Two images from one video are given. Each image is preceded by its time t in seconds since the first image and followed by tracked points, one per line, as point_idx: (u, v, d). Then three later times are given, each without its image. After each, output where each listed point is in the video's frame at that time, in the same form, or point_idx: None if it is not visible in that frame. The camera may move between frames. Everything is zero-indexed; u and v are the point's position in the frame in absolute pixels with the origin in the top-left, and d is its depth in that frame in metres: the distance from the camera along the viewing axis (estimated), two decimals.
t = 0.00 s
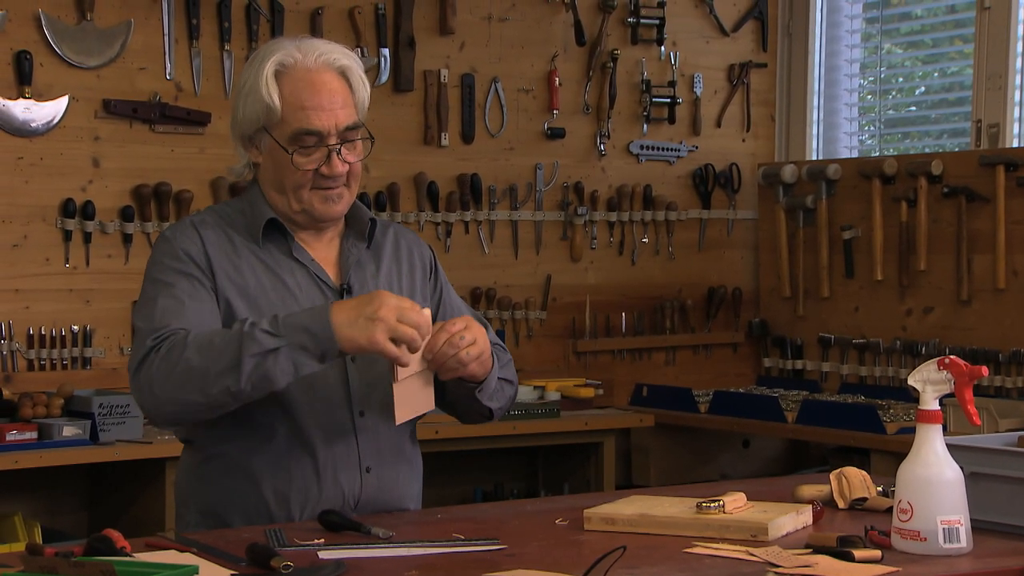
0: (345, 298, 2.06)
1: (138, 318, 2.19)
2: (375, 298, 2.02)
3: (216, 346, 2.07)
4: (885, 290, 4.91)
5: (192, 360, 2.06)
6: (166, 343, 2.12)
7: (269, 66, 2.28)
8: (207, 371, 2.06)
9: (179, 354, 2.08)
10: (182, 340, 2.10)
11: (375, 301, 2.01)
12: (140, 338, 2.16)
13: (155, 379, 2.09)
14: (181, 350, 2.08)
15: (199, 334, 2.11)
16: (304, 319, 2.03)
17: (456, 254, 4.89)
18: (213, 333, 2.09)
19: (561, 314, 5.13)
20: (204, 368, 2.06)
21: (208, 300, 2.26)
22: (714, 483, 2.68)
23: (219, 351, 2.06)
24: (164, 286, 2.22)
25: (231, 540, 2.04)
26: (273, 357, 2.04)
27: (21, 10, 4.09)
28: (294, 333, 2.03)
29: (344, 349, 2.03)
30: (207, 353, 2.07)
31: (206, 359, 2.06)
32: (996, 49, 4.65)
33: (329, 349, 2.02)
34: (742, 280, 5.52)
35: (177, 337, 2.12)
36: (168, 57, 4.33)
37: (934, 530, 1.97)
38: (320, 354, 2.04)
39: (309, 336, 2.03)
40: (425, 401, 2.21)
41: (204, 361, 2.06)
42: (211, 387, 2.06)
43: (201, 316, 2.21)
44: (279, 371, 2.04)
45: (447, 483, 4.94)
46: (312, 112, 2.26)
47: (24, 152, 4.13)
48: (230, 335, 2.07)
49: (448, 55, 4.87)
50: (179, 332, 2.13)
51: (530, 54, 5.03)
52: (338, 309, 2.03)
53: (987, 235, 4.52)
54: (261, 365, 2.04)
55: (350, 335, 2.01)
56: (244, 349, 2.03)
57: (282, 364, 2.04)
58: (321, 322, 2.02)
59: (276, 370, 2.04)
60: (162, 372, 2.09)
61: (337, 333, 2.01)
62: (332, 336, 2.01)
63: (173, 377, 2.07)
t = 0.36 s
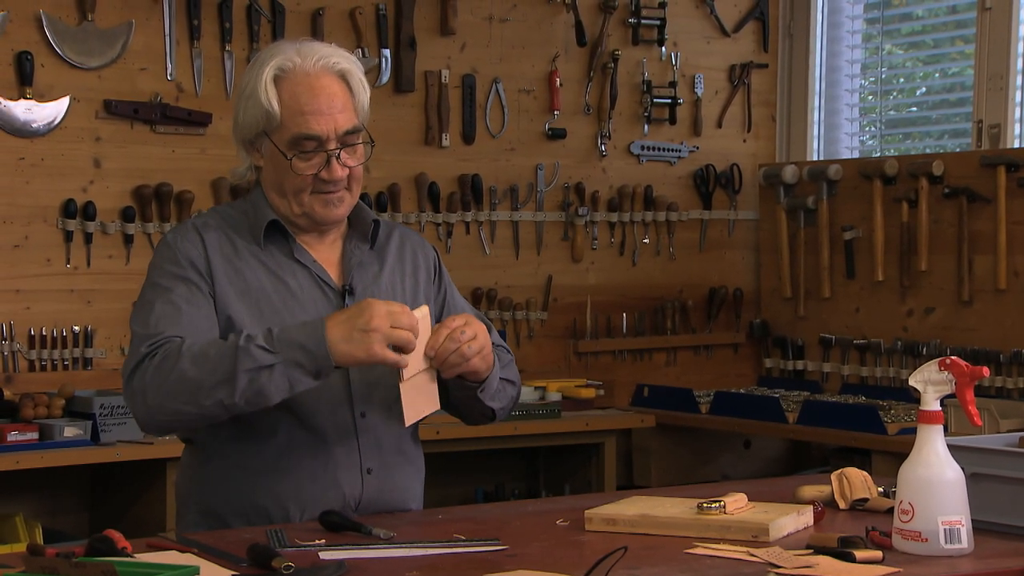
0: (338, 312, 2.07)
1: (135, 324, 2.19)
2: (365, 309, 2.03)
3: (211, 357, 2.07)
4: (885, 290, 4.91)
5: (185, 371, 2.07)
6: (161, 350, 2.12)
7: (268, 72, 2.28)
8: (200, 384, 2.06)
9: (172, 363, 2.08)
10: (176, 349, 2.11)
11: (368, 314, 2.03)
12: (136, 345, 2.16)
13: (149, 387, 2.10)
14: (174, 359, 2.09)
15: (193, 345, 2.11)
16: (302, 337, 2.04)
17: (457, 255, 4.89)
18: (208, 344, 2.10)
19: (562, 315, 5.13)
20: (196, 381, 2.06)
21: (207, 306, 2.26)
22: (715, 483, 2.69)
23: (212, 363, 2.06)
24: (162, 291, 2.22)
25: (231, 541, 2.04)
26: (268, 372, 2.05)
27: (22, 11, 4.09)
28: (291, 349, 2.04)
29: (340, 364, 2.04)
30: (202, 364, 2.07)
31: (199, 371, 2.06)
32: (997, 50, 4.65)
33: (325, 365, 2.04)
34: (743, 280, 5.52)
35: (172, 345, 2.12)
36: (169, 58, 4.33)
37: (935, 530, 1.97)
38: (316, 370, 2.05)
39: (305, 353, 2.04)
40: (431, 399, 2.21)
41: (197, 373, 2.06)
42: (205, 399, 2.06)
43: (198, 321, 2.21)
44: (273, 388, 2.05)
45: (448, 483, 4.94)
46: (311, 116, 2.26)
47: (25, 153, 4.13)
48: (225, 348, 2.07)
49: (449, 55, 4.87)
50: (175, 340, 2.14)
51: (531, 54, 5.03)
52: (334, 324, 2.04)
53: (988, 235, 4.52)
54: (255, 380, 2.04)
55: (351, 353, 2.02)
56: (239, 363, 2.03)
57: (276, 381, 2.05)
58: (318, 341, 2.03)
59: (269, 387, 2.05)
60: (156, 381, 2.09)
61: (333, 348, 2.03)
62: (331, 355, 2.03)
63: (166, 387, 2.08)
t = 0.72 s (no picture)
0: (327, 330, 2.09)
1: (136, 345, 2.21)
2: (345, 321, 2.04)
3: (210, 388, 2.10)
4: (887, 290, 4.91)
5: (186, 403, 2.10)
6: (162, 379, 2.15)
7: (276, 72, 2.27)
8: (201, 415, 2.09)
9: (173, 394, 2.11)
10: (176, 377, 2.13)
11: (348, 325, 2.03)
12: (136, 372, 2.18)
13: (152, 417, 2.13)
14: (175, 389, 2.11)
15: (193, 372, 2.13)
16: (298, 364, 2.07)
17: (458, 255, 4.89)
18: (208, 373, 2.12)
19: (562, 315, 5.13)
20: (197, 412, 2.09)
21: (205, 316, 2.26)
22: (716, 483, 2.69)
23: (213, 394, 2.09)
24: (160, 307, 2.23)
25: (232, 541, 2.04)
26: (265, 402, 2.08)
27: (23, 11, 4.10)
28: (286, 377, 2.07)
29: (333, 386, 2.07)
30: (201, 395, 2.10)
31: (199, 402, 2.09)
32: (999, 49, 4.65)
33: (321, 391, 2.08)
34: (744, 280, 5.53)
35: (173, 373, 2.15)
36: (171, 58, 4.33)
37: (937, 530, 1.97)
38: (313, 397, 2.09)
39: (300, 380, 2.07)
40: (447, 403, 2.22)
41: (198, 404, 2.09)
42: (207, 428, 2.10)
43: (197, 336, 2.22)
44: (273, 417, 2.09)
45: (448, 483, 4.94)
46: (318, 120, 2.26)
47: (26, 153, 4.13)
48: (224, 377, 2.10)
49: (450, 56, 4.87)
50: (176, 366, 2.16)
51: (533, 54, 5.03)
52: (325, 344, 2.06)
53: (990, 235, 4.52)
54: (254, 411, 2.08)
55: (337, 364, 2.04)
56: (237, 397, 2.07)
57: (275, 410, 2.09)
58: (313, 367, 2.06)
59: (268, 416, 2.09)
60: (157, 411, 2.12)
61: (327, 372, 2.06)
62: (322, 379, 2.06)
63: (169, 418, 2.11)
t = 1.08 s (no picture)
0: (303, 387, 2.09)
1: (131, 363, 2.23)
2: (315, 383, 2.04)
3: (195, 434, 2.13)
4: (889, 290, 4.91)
5: (173, 446, 2.14)
6: (152, 412, 2.18)
7: (296, 77, 2.26)
8: (188, 458, 2.14)
9: (162, 434, 2.14)
10: (165, 412, 2.16)
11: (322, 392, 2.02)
12: (129, 397, 2.21)
13: (143, 449, 2.17)
14: (162, 431, 2.14)
15: (180, 410, 2.16)
16: (278, 428, 2.09)
17: (459, 254, 4.89)
18: (195, 414, 2.15)
19: (564, 315, 5.13)
20: (184, 456, 2.14)
21: (202, 327, 2.27)
22: (717, 483, 2.69)
23: (198, 441, 2.13)
24: (156, 321, 2.24)
25: (233, 541, 2.04)
26: (250, 457, 2.14)
27: (25, 10, 4.10)
28: (268, 437, 2.10)
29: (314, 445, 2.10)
30: (186, 438, 2.13)
31: (186, 446, 2.13)
32: (1001, 49, 4.65)
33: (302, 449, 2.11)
34: (746, 280, 5.53)
35: (163, 406, 2.18)
36: (172, 58, 4.33)
37: (939, 530, 1.97)
38: (295, 453, 2.12)
39: (280, 441, 2.10)
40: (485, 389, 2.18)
41: (185, 448, 2.14)
42: (195, 468, 2.16)
43: (192, 354, 2.23)
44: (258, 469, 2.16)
45: (450, 483, 4.94)
46: (333, 128, 2.26)
47: (28, 153, 4.13)
48: (209, 425, 2.13)
49: (451, 55, 4.86)
50: (166, 397, 2.19)
51: (534, 54, 5.03)
52: (301, 406, 2.07)
53: (992, 235, 4.51)
54: (239, 463, 2.15)
55: (314, 423, 2.05)
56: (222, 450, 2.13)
57: (260, 462, 2.15)
58: (293, 432, 2.09)
59: (254, 468, 2.16)
60: (147, 445, 2.16)
61: (307, 436, 2.08)
62: (303, 440, 2.09)
63: (159, 455, 2.15)
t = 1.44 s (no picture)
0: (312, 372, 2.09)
1: (133, 363, 2.23)
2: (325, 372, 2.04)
3: (203, 431, 2.14)
4: (889, 290, 4.91)
5: (179, 443, 2.14)
6: (157, 410, 2.18)
7: (296, 76, 2.26)
8: (196, 455, 2.15)
9: (166, 432, 2.14)
10: (171, 411, 2.16)
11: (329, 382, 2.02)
12: (133, 397, 2.21)
13: (147, 449, 2.17)
14: (167, 428, 2.14)
15: (185, 408, 2.16)
16: (285, 415, 2.10)
17: (459, 254, 4.89)
18: (201, 412, 2.15)
19: (564, 315, 5.13)
20: (192, 453, 2.15)
21: (204, 326, 2.27)
22: (717, 482, 2.69)
23: (205, 436, 2.14)
24: (158, 322, 2.24)
25: (233, 541, 2.04)
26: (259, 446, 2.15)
27: (25, 10, 4.10)
28: (276, 425, 2.11)
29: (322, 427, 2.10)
30: (194, 436, 2.14)
31: (192, 442, 2.14)
32: (1001, 49, 4.64)
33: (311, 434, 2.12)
34: (746, 280, 5.53)
35: (169, 404, 2.18)
36: (173, 58, 4.33)
37: (939, 530, 1.97)
38: (302, 438, 2.14)
39: (289, 430, 2.11)
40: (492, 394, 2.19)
41: (191, 445, 2.14)
42: (202, 464, 2.17)
43: (194, 354, 2.23)
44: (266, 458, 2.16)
45: (451, 483, 4.94)
46: (335, 128, 2.26)
47: (28, 153, 4.13)
48: (215, 419, 2.13)
49: (451, 55, 4.86)
50: (171, 396, 2.19)
51: (534, 54, 5.03)
52: (310, 391, 2.06)
53: (992, 235, 4.51)
54: (249, 454, 2.15)
55: (321, 411, 2.05)
56: (231, 444, 2.13)
57: (268, 452, 2.16)
58: (301, 419, 2.09)
59: (263, 457, 2.17)
60: (152, 444, 2.17)
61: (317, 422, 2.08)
62: (310, 425, 2.09)
63: (163, 454, 2.16)
